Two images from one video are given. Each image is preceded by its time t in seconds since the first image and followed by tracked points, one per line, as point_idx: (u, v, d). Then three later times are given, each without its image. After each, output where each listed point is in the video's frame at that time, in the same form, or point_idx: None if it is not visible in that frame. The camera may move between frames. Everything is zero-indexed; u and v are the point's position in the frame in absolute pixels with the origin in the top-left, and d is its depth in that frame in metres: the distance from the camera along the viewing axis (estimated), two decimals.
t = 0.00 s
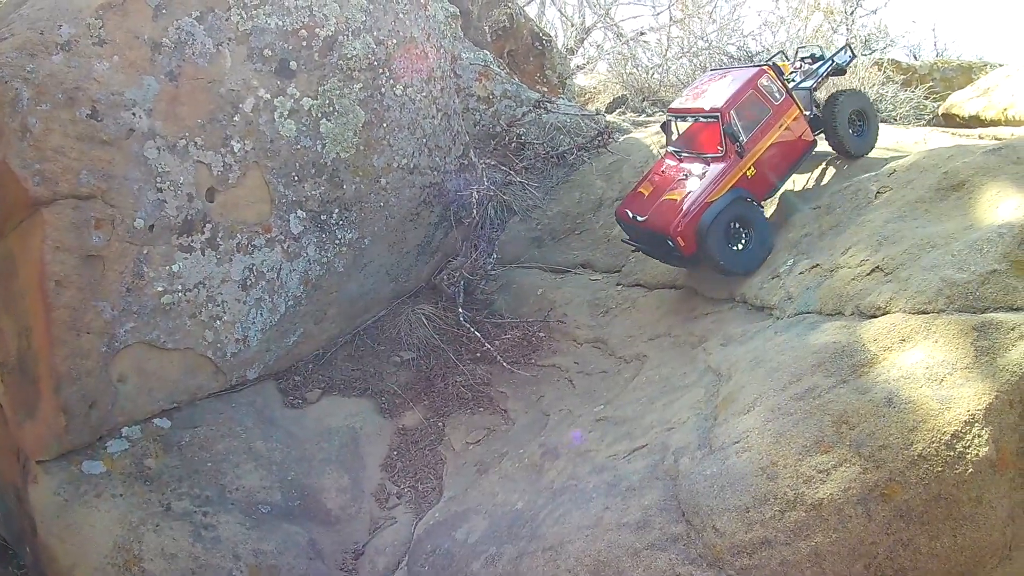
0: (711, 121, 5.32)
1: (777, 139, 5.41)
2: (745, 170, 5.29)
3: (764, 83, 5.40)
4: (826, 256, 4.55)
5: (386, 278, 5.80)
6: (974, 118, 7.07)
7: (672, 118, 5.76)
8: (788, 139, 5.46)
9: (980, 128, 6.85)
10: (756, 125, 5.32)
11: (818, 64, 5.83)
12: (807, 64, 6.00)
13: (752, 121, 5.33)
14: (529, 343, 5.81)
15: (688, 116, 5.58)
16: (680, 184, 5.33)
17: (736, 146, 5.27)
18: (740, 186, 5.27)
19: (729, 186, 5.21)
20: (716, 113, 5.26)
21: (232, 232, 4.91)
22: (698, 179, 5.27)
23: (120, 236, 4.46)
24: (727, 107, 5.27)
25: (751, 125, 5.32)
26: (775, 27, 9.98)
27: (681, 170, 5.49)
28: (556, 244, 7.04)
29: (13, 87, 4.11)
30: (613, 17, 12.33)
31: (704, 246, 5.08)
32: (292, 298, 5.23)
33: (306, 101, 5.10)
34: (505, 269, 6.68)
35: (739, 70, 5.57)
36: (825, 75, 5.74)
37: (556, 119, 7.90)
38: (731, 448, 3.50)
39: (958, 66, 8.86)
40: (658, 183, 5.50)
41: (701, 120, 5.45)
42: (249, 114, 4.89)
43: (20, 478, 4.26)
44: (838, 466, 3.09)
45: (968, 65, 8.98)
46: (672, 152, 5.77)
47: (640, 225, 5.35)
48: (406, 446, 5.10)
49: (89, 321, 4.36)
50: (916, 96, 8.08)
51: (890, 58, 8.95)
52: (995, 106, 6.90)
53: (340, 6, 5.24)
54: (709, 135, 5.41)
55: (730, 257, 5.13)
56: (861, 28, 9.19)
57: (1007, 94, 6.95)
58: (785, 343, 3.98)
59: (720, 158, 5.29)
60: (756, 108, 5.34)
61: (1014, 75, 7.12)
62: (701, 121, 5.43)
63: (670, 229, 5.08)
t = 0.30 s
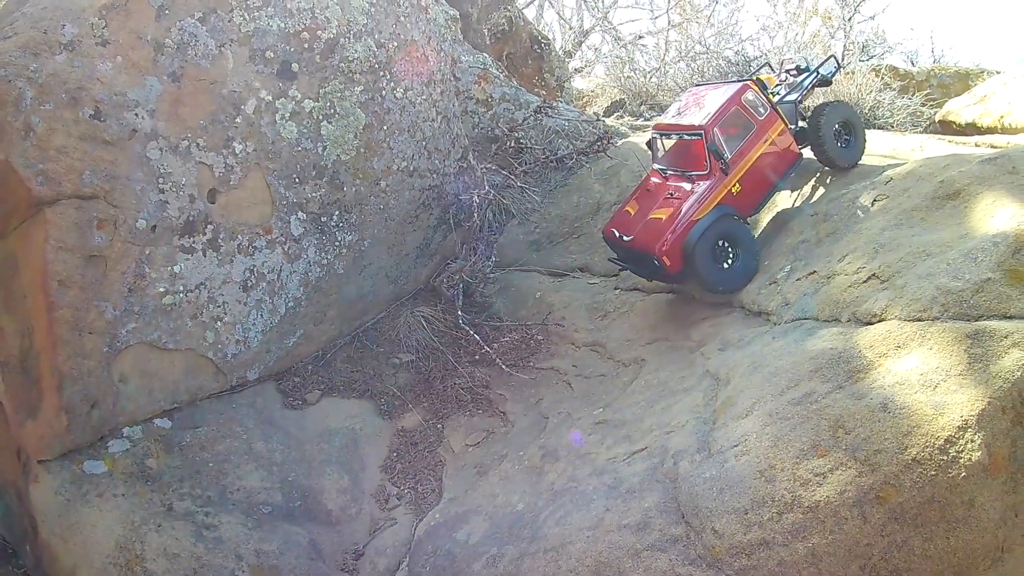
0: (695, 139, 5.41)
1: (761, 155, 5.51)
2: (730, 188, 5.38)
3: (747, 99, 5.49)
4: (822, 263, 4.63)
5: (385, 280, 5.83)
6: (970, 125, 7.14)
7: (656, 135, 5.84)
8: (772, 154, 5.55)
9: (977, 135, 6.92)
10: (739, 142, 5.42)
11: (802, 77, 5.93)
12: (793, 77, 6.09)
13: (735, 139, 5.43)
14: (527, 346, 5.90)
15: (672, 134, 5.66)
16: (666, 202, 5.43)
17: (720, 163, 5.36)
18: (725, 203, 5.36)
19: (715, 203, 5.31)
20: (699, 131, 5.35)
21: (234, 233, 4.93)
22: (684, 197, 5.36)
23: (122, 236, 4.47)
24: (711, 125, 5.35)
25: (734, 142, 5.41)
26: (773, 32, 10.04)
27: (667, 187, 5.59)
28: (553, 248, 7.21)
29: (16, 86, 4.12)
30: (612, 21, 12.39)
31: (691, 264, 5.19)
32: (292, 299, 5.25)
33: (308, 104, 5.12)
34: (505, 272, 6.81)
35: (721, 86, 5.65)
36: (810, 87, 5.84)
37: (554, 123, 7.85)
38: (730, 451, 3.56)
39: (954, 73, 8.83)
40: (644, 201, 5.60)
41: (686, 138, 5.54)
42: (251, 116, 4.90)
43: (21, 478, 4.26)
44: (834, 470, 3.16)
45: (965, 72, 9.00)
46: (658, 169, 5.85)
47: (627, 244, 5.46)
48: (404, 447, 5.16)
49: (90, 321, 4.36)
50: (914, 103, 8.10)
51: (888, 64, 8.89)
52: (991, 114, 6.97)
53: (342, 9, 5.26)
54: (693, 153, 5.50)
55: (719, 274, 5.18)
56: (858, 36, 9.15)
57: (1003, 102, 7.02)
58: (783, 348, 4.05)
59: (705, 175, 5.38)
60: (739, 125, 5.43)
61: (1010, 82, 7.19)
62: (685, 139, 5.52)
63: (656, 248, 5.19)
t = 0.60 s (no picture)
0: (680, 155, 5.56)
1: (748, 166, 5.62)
2: (717, 200, 5.51)
3: (731, 111, 5.61)
4: (825, 263, 4.69)
5: (393, 282, 5.88)
6: (973, 121, 7.16)
7: (646, 150, 6.00)
8: (760, 164, 5.65)
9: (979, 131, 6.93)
10: (724, 154, 5.55)
11: (789, 85, 5.99)
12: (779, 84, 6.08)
13: (720, 152, 5.55)
14: (536, 346, 6.04)
15: (660, 149, 5.82)
16: (655, 218, 5.60)
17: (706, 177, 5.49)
18: (712, 217, 5.49)
19: (702, 217, 5.45)
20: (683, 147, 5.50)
21: (242, 238, 4.98)
22: (672, 212, 5.52)
23: (132, 243, 4.52)
24: (694, 140, 5.50)
25: (719, 155, 5.54)
26: (775, 29, 10.05)
27: (657, 202, 5.75)
28: (559, 248, 7.35)
29: (24, 96, 4.16)
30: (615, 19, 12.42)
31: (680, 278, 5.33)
32: (301, 303, 5.31)
33: (314, 108, 5.16)
34: (512, 272, 6.94)
35: (707, 101, 5.80)
36: (796, 96, 5.89)
37: (560, 124, 7.84)
38: (735, 451, 3.62)
39: (956, 68, 8.83)
40: (635, 218, 5.78)
41: (673, 153, 5.70)
42: (257, 121, 4.95)
43: (35, 484, 4.32)
44: (837, 468, 3.22)
45: (967, 67, 9.01)
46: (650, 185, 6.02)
47: (619, 261, 5.66)
48: (414, 448, 5.27)
49: (101, 328, 4.42)
50: (916, 100, 8.17)
51: (890, 60, 8.90)
52: (994, 110, 6.99)
53: (346, 13, 5.29)
54: (680, 167, 5.65)
55: (710, 288, 5.24)
56: (861, 31, 9.19)
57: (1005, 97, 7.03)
58: (787, 348, 4.12)
59: (692, 189, 5.52)
60: (724, 137, 5.57)
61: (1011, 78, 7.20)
62: (672, 154, 5.68)
63: (644, 265, 5.37)
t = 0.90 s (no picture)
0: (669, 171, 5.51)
1: (737, 181, 5.56)
2: (706, 217, 5.46)
3: (719, 125, 5.56)
4: (828, 262, 4.67)
5: (396, 283, 5.88)
6: (975, 118, 7.09)
7: (634, 163, 5.94)
8: (749, 178, 5.59)
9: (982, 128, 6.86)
10: (713, 170, 5.50)
11: (781, 93, 5.98)
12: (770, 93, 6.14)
13: (708, 167, 5.50)
14: (539, 346, 6.06)
15: (647, 163, 5.77)
16: (644, 235, 5.55)
17: (694, 193, 5.44)
18: (701, 234, 5.44)
19: (690, 234, 5.40)
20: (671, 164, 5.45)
21: (244, 241, 5.00)
22: (660, 229, 5.47)
23: (134, 247, 4.55)
24: (682, 156, 5.45)
25: (708, 171, 5.49)
26: (778, 25, 9.99)
27: (646, 218, 5.70)
28: (563, 249, 7.29)
29: (26, 101, 4.21)
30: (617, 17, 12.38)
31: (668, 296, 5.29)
32: (304, 304, 5.32)
33: (316, 110, 5.15)
34: (515, 272, 6.93)
35: (695, 115, 5.74)
36: (787, 104, 5.88)
37: (562, 122, 7.84)
38: (736, 451, 3.62)
39: (960, 64, 8.77)
40: (623, 234, 5.73)
41: (661, 168, 5.64)
42: (259, 124, 4.96)
43: (38, 487, 4.35)
44: (837, 469, 3.22)
45: (972, 63, 8.93)
46: (638, 200, 5.95)
47: (606, 279, 5.60)
48: (418, 449, 5.29)
49: (104, 331, 4.46)
50: (919, 96, 8.11)
51: (893, 56, 8.83)
52: (996, 107, 6.91)
53: (347, 15, 5.29)
54: (668, 183, 5.59)
55: (701, 309, 5.21)
56: (863, 27, 9.13)
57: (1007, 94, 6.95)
58: (788, 348, 4.11)
59: (680, 206, 5.47)
60: (712, 153, 5.52)
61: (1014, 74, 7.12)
62: (660, 170, 5.62)
63: (632, 284, 5.32)
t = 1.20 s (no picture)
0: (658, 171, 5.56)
1: (729, 181, 5.58)
2: (695, 217, 5.48)
3: (710, 126, 5.61)
4: (827, 259, 4.65)
5: (393, 278, 5.87)
6: (976, 119, 7.05)
7: (627, 165, 6.00)
8: (741, 179, 5.61)
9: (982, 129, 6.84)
10: (703, 170, 5.53)
11: (774, 96, 6.02)
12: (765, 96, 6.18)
13: (698, 167, 5.53)
14: (536, 343, 6.04)
15: (638, 164, 5.83)
16: (632, 234, 5.58)
17: (683, 193, 5.47)
18: (690, 233, 5.45)
19: (679, 233, 5.42)
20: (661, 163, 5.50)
21: (242, 235, 4.99)
22: (649, 228, 5.50)
23: (132, 240, 4.55)
24: (672, 156, 5.50)
25: (698, 171, 5.52)
26: (780, 25, 9.98)
27: (635, 218, 5.73)
28: (559, 248, 7.23)
29: (24, 94, 4.21)
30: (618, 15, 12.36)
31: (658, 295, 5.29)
32: (301, 299, 5.31)
33: (315, 105, 5.14)
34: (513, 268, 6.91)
35: (687, 116, 5.80)
36: (781, 108, 5.93)
37: (561, 119, 7.78)
38: (731, 448, 3.61)
39: (961, 65, 8.74)
40: (613, 233, 5.77)
41: (651, 169, 5.69)
42: (257, 118, 4.95)
43: (34, 480, 4.36)
44: (833, 466, 3.20)
45: (973, 63, 8.92)
46: (629, 201, 5.99)
47: (594, 278, 5.63)
48: (414, 444, 5.27)
49: (101, 324, 4.45)
50: (919, 96, 8.05)
51: (894, 56, 8.80)
52: (997, 108, 6.88)
53: (346, 10, 5.28)
54: (657, 183, 5.64)
55: (689, 312, 5.21)
56: (865, 28, 9.11)
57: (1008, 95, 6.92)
58: (785, 345, 4.09)
59: (669, 206, 5.50)
60: (702, 153, 5.56)
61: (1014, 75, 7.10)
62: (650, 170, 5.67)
63: (618, 282, 5.35)
